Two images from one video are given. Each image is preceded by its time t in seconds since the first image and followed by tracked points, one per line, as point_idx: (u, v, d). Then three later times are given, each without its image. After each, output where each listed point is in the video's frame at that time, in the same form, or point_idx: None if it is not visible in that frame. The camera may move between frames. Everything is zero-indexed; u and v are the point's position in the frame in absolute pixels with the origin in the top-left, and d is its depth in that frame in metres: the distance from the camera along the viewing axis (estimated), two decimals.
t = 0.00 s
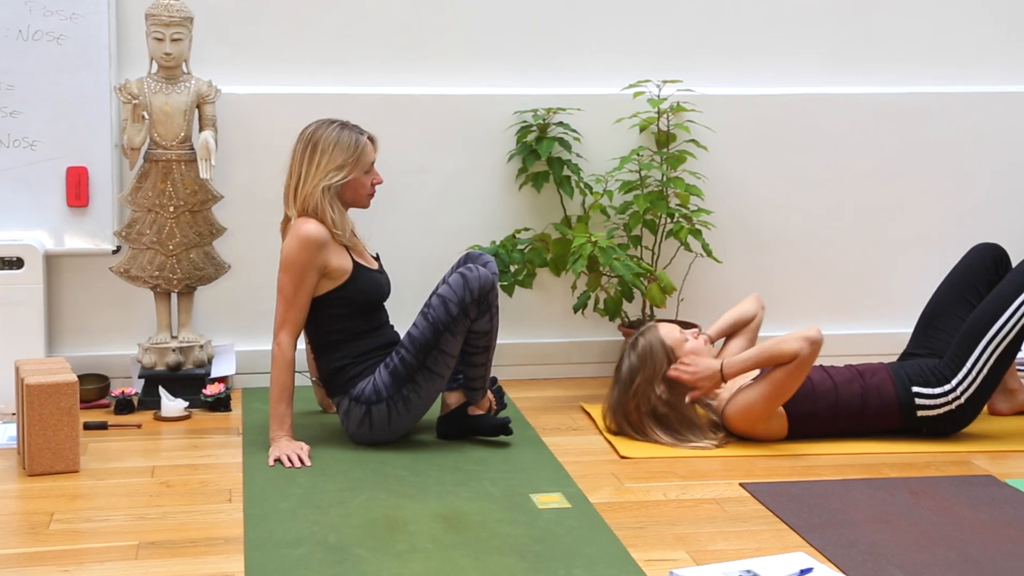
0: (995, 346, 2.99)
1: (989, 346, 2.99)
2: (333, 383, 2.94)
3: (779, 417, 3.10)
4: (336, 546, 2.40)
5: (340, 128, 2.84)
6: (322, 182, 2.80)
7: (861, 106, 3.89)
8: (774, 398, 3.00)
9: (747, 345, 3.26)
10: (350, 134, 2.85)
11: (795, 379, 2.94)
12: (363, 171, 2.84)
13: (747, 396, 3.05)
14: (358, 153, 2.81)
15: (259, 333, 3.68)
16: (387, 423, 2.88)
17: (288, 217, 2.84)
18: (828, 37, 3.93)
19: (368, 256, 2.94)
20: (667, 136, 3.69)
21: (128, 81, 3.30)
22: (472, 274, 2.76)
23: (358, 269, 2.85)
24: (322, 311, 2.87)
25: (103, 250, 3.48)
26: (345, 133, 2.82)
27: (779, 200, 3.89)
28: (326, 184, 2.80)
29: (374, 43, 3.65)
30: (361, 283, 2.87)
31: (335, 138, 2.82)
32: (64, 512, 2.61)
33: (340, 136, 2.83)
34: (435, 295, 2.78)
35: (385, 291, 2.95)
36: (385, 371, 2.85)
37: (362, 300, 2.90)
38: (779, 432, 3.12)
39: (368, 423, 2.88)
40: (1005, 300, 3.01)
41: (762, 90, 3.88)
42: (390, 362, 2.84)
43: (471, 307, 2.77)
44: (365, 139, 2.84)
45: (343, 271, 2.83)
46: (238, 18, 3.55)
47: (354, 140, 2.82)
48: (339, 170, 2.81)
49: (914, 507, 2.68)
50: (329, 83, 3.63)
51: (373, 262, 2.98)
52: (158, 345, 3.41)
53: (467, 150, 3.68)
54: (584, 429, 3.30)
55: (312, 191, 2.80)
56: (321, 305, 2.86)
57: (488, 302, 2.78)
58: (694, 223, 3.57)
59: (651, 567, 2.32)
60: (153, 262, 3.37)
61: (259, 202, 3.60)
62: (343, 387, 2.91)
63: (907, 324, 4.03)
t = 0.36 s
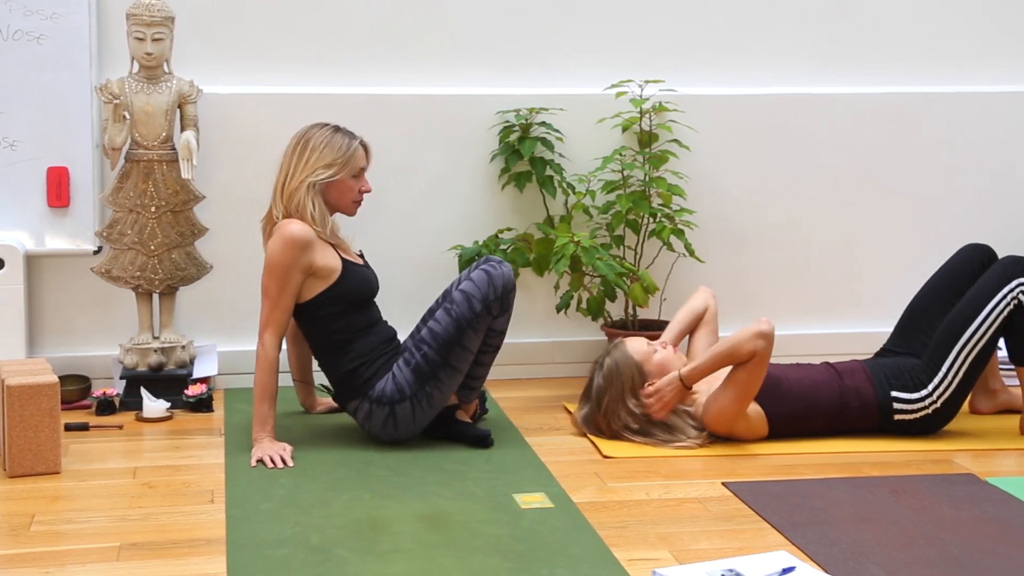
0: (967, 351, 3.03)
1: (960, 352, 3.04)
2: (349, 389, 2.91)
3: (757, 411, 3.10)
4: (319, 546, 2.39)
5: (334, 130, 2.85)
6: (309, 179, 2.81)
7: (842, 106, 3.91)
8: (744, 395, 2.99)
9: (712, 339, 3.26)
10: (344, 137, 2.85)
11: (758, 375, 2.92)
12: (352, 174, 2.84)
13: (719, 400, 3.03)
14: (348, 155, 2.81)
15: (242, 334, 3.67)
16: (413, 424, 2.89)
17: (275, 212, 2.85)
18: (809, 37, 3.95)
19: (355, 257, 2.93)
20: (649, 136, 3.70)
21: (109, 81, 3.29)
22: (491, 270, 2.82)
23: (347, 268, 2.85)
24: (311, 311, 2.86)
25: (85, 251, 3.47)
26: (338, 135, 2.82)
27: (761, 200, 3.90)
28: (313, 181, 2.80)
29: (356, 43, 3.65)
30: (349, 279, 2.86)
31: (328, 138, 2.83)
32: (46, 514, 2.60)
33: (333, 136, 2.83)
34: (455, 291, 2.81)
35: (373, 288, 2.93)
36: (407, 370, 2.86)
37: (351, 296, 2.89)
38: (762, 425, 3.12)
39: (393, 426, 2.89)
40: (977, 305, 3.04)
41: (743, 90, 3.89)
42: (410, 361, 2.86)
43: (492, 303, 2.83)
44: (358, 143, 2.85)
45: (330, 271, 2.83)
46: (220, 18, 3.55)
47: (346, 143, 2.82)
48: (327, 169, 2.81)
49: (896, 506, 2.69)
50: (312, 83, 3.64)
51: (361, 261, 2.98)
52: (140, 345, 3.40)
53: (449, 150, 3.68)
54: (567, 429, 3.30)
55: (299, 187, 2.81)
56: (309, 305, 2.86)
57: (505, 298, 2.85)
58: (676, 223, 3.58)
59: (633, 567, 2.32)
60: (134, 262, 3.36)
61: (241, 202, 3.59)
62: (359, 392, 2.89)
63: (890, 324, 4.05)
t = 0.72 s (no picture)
0: (951, 352, 3.03)
1: (943, 352, 3.04)
2: (342, 397, 2.99)
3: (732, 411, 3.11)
4: (303, 547, 2.39)
5: (358, 134, 2.88)
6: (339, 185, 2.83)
7: (825, 106, 3.92)
8: (699, 393, 3.00)
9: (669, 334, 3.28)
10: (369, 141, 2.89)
11: (698, 368, 2.93)
12: (381, 177, 2.88)
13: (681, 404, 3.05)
14: (377, 158, 2.85)
15: (225, 334, 3.66)
16: (401, 435, 2.96)
17: (303, 219, 2.86)
18: (791, 38, 3.97)
19: (370, 266, 2.97)
20: (633, 136, 3.71)
21: (91, 81, 3.28)
22: (489, 292, 2.82)
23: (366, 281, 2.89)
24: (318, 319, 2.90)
25: (67, 251, 3.46)
26: (364, 139, 2.86)
27: (745, 200, 3.91)
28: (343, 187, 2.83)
29: (339, 44, 3.66)
30: (369, 297, 2.93)
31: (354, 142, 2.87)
32: (28, 515, 2.59)
33: (358, 140, 2.87)
34: (454, 313, 2.83)
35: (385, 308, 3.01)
36: (400, 386, 2.91)
37: (365, 311, 2.95)
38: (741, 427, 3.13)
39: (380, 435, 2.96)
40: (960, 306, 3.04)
41: (726, 90, 3.91)
42: (404, 376, 2.90)
43: (490, 325, 2.84)
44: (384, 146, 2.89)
45: (349, 283, 2.86)
46: (202, 18, 3.55)
47: (373, 147, 2.87)
48: (357, 174, 2.84)
49: (879, 505, 2.70)
50: (295, 84, 3.65)
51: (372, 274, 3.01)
52: (123, 346, 3.39)
53: (433, 150, 3.69)
54: (551, 428, 3.30)
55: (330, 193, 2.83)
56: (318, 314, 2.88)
57: (503, 319, 2.85)
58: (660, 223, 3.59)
59: (617, 566, 2.32)
60: (117, 262, 3.35)
61: (224, 202, 3.59)
62: (355, 401, 2.96)
63: (874, 323, 4.06)
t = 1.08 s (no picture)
0: (951, 365, 3.02)
1: (944, 364, 3.02)
2: (340, 396, 2.99)
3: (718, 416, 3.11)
4: (288, 548, 2.38)
5: (363, 132, 2.88)
6: (344, 184, 2.84)
7: (810, 106, 3.93)
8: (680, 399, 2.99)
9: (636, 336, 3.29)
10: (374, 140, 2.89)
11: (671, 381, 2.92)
12: (385, 177, 2.88)
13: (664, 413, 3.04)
14: (382, 158, 2.86)
15: (211, 334, 3.65)
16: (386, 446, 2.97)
17: (307, 218, 2.85)
18: (776, 37, 3.98)
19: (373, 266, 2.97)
20: (618, 136, 3.72)
21: (75, 81, 3.27)
22: (513, 348, 2.81)
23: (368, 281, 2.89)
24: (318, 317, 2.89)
25: (52, 251, 3.45)
26: (369, 138, 2.86)
27: (730, 199, 3.92)
28: (348, 187, 2.83)
29: (324, 44, 3.66)
30: (370, 294, 2.93)
31: (359, 141, 2.87)
32: (12, 517, 2.58)
33: (363, 139, 2.87)
34: (474, 355, 2.84)
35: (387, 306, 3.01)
36: (400, 401, 2.93)
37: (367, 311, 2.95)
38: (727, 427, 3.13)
39: (366, 440, 2.98)
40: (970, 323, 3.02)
41: (711, 90, 3.92)
42: (406, 393, 2.92)
43: (504, 379, 2.84)
44: (390, 145, 2.89)
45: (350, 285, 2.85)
46: (187, 17, 3.55)
47: (378, 146, 2.87)
48: (361, 174, 2.85)
49: (864, 504, 2.70)
50: (280, 83, 3.65)
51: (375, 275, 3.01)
52: (108, 346, 3.38)
53: (419, 150, 3.68)
54: (537, 428, 3.30)
55: (334, 192, 2.83)
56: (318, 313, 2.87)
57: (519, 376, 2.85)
58: (645, 223, 3.60)
59: (603, 566, 2.31)
60: (102, 263, 3.34)
61: (209, 201, 3.59)
62: (353, 400, 2.97)
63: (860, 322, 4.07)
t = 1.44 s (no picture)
0: (943, 377, 3.02)
1: (935, 377, 3.03)
2: (336, 392, 2.99)
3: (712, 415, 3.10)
4: (274, 548, 2.36)
5: (380, 129, 2.87)
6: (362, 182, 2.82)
7: (796, 106, 3.94)
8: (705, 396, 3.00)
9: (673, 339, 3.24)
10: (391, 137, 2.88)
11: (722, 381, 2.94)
12: (403, 174, 2.87)
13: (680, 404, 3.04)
14: (400, 156, 2.84)
15: (197, 335, 3.65)
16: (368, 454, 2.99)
17: (323, 215, 2.84)
18: (762, 38, 3.99)
19: (387, 263, 2.96)
20: (605, 136, 3.72)
21: (59, 81, 3.26)
22: (510, 416, 2.84)
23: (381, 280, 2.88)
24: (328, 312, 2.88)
25: (36, 251, 3.44)
26: (387, 135, 2.85)
27: (717, 199, 3.92)
28: (366, 185, 2.81)
29: (310, 44, 3.66)
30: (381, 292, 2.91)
31: (377, 139, 2.85)
32: None
33: (381, 137, 2.85)
34: (471, 410, 2.85)
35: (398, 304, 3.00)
36: (390, 420, 2.93)
37: (375, 308, 2.93)
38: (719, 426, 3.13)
39: (350, 444, 2.99)
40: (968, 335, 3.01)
41: (697, 90, 3.92)
42: (398, 415, 2.92)
43: (493, 440, 2.87)
44: (407, 142, 2.88)
45: (364, 283, 2.84)
46: (172, 17, 3.54)
47: (396, 143, 2.85)
48: (380, 172, 2.83)
49: (850, 503, 2.70)
50: (266, 83, 3.64)
51: (389, 272, 2.99)
52: (92, 347, 3.36)
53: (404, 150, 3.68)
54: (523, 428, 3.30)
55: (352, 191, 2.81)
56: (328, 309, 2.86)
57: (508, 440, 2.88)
58: (632, 222, 3.60)
59: (590, 566, 2.30)
60: (86, 263, 3.32)
61: (195, 201, 3.58)
62: (348, 399, 2.97)
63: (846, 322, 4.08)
